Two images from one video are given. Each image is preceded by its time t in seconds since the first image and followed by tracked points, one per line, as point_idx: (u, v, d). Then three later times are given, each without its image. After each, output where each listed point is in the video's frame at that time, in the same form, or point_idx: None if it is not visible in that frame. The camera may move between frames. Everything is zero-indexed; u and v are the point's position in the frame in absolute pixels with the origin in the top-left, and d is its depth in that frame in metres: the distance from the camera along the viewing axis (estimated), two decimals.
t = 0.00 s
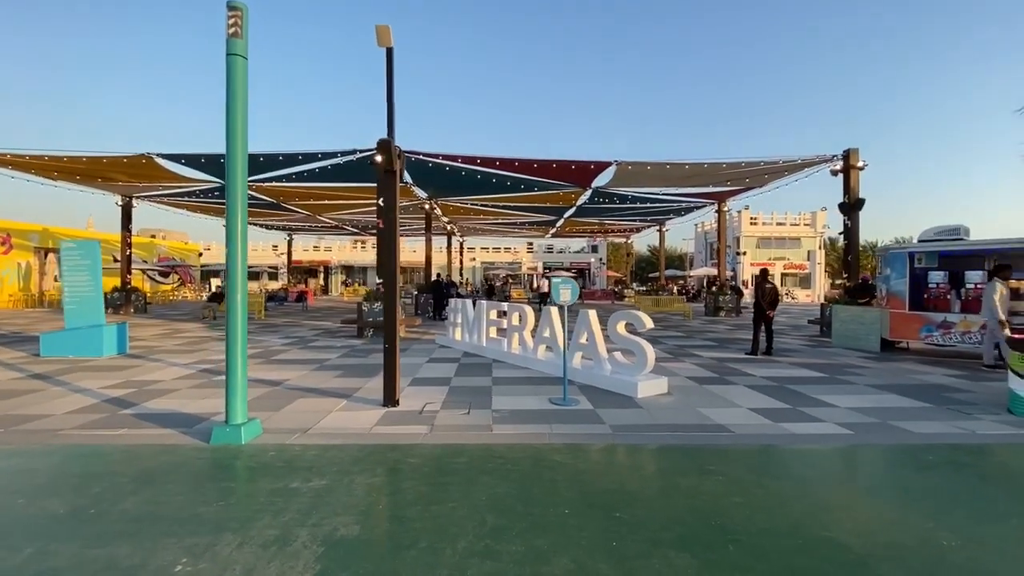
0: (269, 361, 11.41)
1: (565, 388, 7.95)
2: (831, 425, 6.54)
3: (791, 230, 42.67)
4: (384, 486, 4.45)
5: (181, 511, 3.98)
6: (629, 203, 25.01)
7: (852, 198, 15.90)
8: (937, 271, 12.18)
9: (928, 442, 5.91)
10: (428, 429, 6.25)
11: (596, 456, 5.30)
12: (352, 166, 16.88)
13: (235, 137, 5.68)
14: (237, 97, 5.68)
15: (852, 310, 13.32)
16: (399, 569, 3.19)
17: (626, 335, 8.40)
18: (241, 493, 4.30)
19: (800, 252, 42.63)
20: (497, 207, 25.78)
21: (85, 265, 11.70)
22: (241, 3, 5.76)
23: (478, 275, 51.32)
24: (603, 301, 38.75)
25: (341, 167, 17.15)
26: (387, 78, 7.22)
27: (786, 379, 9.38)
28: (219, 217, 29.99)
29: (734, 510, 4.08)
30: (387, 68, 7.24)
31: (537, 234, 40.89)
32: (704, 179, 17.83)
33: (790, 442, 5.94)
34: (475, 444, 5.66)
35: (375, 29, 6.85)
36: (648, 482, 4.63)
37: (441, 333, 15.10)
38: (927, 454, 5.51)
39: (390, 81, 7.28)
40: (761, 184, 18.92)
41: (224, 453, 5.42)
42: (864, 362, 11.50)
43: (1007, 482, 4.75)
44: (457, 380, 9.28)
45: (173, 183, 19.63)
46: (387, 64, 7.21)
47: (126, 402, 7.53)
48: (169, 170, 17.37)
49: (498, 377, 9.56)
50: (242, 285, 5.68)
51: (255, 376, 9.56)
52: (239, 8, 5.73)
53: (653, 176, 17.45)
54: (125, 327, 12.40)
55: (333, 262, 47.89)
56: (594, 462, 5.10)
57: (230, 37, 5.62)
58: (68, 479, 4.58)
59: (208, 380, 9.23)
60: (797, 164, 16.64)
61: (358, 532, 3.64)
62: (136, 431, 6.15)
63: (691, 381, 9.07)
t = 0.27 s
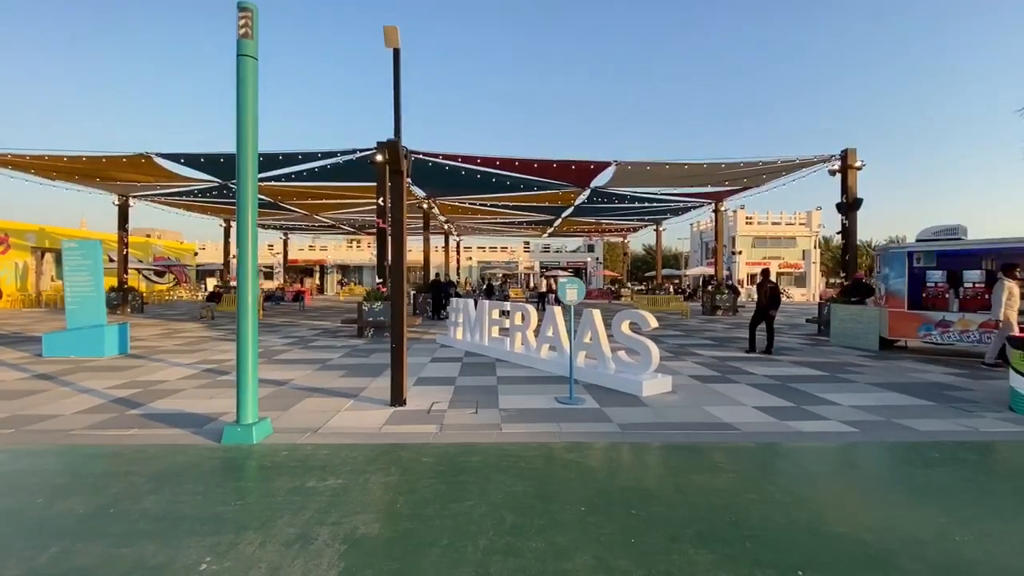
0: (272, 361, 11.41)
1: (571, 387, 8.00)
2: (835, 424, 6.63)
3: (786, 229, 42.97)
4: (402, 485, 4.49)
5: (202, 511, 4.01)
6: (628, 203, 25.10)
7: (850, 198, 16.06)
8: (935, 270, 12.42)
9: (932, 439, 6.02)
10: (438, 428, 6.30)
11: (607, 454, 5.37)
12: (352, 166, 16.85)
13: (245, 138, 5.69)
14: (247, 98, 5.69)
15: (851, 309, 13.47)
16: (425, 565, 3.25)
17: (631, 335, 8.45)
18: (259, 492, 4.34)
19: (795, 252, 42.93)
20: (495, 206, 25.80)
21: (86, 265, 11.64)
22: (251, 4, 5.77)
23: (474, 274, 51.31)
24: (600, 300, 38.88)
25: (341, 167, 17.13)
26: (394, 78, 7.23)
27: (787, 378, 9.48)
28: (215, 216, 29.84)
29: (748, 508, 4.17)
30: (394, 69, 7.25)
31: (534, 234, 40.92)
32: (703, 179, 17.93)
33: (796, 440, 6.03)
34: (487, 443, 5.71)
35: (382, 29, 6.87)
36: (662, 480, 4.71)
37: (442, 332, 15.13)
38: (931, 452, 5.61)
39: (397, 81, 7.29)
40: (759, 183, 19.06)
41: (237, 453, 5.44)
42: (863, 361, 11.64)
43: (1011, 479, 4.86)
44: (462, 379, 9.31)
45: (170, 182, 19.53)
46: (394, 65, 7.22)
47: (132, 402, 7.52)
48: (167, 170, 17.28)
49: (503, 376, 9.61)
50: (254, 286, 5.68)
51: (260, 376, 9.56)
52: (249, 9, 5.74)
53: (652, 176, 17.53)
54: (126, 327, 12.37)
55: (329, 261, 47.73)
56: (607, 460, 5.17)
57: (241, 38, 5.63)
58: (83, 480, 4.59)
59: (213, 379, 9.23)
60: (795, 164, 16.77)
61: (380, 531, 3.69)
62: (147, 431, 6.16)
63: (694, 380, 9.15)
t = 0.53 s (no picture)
0: (276, 360, 11.40)
1: (578, 386, 8.01)
2: (844, 423, 6.67)
3: (785, 229, 43.12)
4: (416, 484, 4.51)
5: (219, 510, 4.01)
6: (628, 202, 25.13)
7: (851, 198, 16.13)
8: (937, 270, 12.49)
9: (941, 438, 6.05)
10: (448, 427, 6.31)
11: (619, 453, 5.39)
12: (354, 165, 16.82)
13: (256, 139, 5.68)
14: (259, 97, 5.69)
15: (853, 308, 13.53)
16: (446, 564, 3.26)
17: (637, 334, 8.47)
18: (275, 492, 4.34)
19: (794, 251, 43.08)
20: (496, 206, 25.81)
21: (89, 264, 11.61)
22: (262, 3, 5.76)
23: (474, 274, 51.31)
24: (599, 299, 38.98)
25: (343, 167, 17.11)
26: (403, 78, 7.23)
27: (792, 377, 9.53)
28: (215, 216, 29.76)
29: (764, 507, 4.19)
30: (403, 69, 7.25)
31: (534, 233, 40.94)
32: (705, 179, 17.97)
33: (804, 439, 6.06)
34: (498, 442, 5.73)
35: (391, 29, 6.86)
36: (676, 478, 4.74)
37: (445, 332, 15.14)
38: (940, 451, 5.65)
39: (406, 81, 7.28)
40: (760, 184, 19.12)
41: (248, 452, 5.43)
42: (866, 360, 11.69)
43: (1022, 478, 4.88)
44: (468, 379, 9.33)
45: (171, 181, 19.46)
46: (403, 65, 7.22)
47: (140, 402, 7.51)
48: (168, 169, 17.23)
49: (508, 376, 9.62)
50: (265, 286, 5.68)
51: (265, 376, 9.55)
52: (261, 8, 5.73)
53: (654, 176, 17.56)
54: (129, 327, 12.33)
55: (328, 260, 47.65)
56: (619, 459, 5.19)
57: (252, 38, 5.62)
58: (97, 481, 4.58)
59: (218, 379, 9.22)
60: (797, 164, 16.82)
61: (399, 530, 3.70)
62: (156, 431, 6.15)
63: (700, 379, 9.17)
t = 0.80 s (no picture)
0: (283, 359, 11.38)
1: (589, 385, 8.00)
2: (858, 423, 6.65)
3: (788, 229, 43.08)
4: (435, 483, 4.49)
5: (239, 510, 3.99)
6: (632, 202, 25.09)
7: (856, 198, 16.09)
8: (943, 270, 12.42)
9: (956, 438, 6.03)
10: (462, 426, 6.29)
11: (636, 452, 5.38)
12: (360, 164, 16.78)
13: (270, 136, 5.65)
14: (273, 94, 5.66)
15: (859, 308, 13.51)
16: (471, 563, 3.24)
17: (648, 333, 8.46)
18: (293, 491, 4.32)
19: (796, 251, 43.04)
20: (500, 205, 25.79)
21: (95, 263, 11.58)
22: None
23: (475, 273, 51.28)
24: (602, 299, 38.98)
25: (348, 165, 17.07)
26: (415, 76, 7.19)
27: (802, 377, 9.50)
28: (218, 215, 29.73)
29: (786, 507, 4.17)
30: (415, 66, 7.21)
31: (536, 233, 40.89)
32: (711, 178, 17.92)
33: (820, 438, 6.03)
34: (513, 441, 5.71)
35: (404, 26, 6.84)
36: (695, 478, 4.72)
37: (451, 331, 15.14)
38: (957, 450, 5.62)
39: (418, 79, 7.25)
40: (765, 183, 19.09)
41: (263, 451, 5.40)
42: (873, 360, 11.67)
43: None
44: (477, 377, 9.31)
45: (175, 179, 19.42)
46: (415, 62, 7.20)
47: (151, 400, 7.49)
48: (173, 167, 17.19)
49: (517, 375, 9.61)
50: (279, 284, 5.66)
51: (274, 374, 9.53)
52: (276, 4, 5.70)
53: (660, 175, 17.52)
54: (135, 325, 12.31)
55: (330, 259, 47.63)
56: (637, 459, 5.17)
57: (267, 34, 5.59)
58: (114, 478, 4.56)
59: (227, 377, 9.20)
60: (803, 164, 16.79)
61: (422, 529, 3.68)
62: (170, 429, 6.13)
63: (710, 379, 9.15)
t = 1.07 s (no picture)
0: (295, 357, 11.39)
1: (605, 385, 7.94)
2: (879, 424, 6.59)
3: (794, 230, 42.96)
4: (459, 483, 4.46)
5: (266, 509, 3.96)
6: (639, 202, 25.03)
7: (867, 198, 15.98)
8: (957, 270, 12.34)
9: (980, 439, 5.96)
10: (480, 426, 6.26)
11: (661, 454, 5.33)
12: (369, 163, 16.77)
13: (291, 133, 5.63)
14: (294, 91, 5.63)
15: (871, 309, 13.43)
16: (505, 565, 3.20)
17: (663, 333, 8.41)
18: (318, 491, 4.29)
19: (803, 252, 42.92)
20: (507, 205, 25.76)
21: (107, 261, 11.59)
22: None
23: (480, 272, 51.27)
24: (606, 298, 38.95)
25: (357, 164, 17.06)
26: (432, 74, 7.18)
27: (817, 378, 9.44)
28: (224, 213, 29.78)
29: (815, 509, 4.12)
30: (432, 64, 7.20)
31: (541, 233, 40.83)
32: (720, 178, 17.84)
33: (841, 440, 5.98)
34: (533, 441, 5.67)
35: (423, 24, 6.82)
36: (720, 480, 4.67)
37: (460, 330, 15.12)
38: (983, 452, 5.56)
39: (436, 77, 7.24)
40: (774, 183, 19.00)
41: (283, 449, 5.38)
42: (887, 361, 11.59)
43: None
44: (491, 377, 9.28)
45: (184, 178, 19.45)
46: (433, 61, 7.18)
47: (166, 399, 7.48)
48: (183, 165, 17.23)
49: (531, 375, 9.58)
50: (299, 283, 5.64)
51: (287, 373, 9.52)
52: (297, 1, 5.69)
53: (669, 174, 17.45)
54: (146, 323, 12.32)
55: (335, 258, 47.72)
56: (663, 460, 5.13)
57: (288, 31, 5.57)
58: (137, 477, 4.54)
59: (240, 376, 9.19)
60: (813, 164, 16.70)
61: (451, 530, 3.65)
62: (188, 428, 6.11)
63: (725, 379, 9.09)
